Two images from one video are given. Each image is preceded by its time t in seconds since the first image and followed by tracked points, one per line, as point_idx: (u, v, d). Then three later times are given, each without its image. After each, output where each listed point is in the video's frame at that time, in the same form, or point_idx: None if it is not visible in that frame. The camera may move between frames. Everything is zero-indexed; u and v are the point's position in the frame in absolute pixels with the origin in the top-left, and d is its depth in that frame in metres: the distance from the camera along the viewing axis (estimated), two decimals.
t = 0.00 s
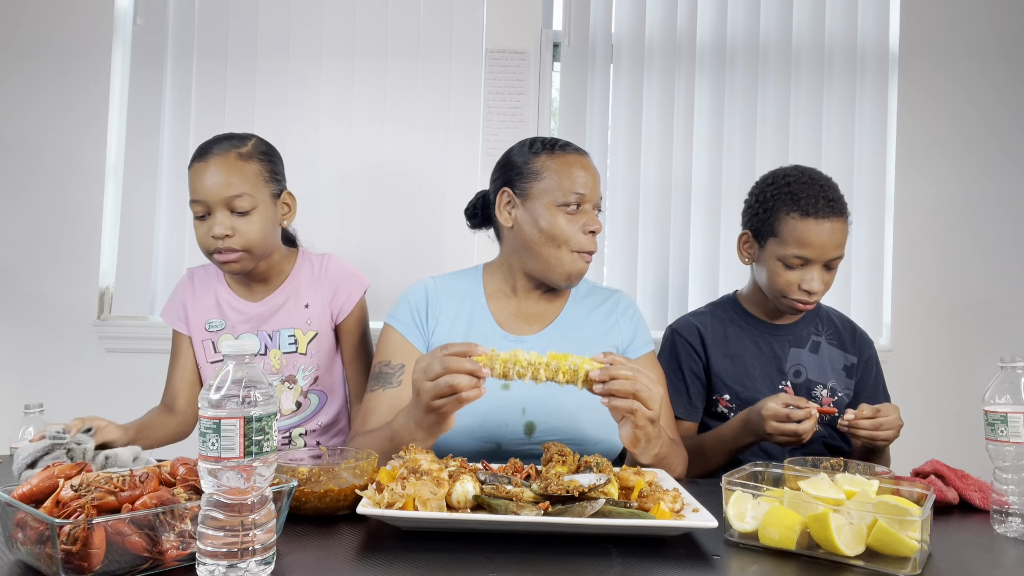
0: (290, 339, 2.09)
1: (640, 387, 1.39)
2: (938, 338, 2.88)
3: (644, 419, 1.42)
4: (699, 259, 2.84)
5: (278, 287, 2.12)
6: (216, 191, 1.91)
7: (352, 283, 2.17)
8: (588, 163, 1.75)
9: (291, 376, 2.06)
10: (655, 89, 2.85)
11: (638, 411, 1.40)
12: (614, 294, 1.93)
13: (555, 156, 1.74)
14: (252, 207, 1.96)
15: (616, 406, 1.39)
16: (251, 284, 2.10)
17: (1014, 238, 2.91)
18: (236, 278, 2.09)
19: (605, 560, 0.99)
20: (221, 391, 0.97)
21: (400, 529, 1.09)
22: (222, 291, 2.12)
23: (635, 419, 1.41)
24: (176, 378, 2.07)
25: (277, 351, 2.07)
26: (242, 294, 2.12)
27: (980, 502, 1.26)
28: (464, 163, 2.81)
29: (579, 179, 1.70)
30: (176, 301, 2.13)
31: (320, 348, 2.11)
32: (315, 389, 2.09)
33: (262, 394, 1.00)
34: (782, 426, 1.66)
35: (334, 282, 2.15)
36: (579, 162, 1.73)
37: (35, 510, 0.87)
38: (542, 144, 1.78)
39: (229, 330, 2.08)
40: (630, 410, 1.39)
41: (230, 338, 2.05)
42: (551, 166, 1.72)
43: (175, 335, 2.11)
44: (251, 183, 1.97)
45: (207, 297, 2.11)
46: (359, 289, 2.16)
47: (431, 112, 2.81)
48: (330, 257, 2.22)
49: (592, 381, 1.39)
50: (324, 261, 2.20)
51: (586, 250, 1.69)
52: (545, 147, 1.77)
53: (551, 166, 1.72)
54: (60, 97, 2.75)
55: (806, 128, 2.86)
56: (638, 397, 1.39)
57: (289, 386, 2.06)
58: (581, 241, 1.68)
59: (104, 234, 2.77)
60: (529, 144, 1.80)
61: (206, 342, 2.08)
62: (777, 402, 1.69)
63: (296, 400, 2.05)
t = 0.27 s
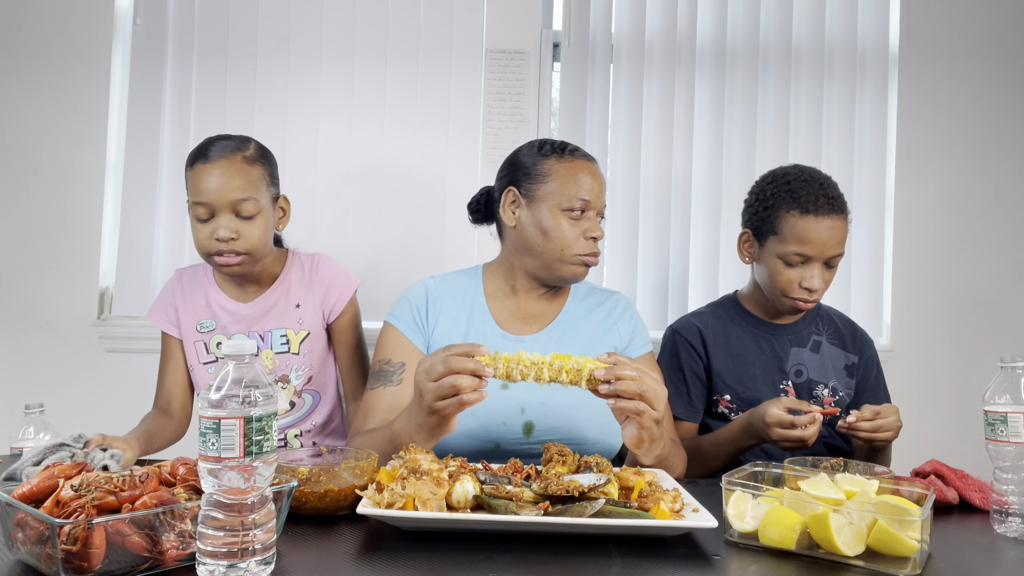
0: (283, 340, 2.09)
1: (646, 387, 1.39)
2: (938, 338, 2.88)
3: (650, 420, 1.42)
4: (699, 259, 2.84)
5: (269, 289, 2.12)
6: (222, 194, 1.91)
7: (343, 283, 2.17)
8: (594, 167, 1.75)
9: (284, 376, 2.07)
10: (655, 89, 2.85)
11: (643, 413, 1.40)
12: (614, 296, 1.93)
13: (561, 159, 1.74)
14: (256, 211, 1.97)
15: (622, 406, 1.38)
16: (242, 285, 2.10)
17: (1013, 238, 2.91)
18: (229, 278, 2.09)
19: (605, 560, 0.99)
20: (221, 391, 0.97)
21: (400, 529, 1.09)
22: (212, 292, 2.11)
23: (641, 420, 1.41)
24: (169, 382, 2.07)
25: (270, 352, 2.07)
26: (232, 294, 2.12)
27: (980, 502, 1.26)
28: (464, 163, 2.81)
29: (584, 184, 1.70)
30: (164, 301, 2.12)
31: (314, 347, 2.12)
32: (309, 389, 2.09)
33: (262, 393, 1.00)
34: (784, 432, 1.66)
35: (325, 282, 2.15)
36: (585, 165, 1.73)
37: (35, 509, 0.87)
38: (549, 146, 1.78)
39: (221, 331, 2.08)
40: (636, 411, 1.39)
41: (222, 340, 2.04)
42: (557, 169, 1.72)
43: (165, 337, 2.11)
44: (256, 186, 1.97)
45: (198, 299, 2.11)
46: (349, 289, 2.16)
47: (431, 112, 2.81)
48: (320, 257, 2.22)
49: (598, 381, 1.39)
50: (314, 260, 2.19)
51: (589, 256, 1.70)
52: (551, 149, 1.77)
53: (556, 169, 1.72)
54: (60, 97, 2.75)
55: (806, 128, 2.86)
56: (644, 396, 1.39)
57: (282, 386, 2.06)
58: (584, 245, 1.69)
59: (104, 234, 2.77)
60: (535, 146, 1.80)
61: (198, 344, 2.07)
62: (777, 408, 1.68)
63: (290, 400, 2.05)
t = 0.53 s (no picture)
0: (277, 338, 2.09)
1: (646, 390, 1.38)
2: (937, 338, 2.89)
3: (653, 423, 1.41)
4: (699, 259, 2.84)
5: (262, 288, 2.11)
6: (240, 195, 1.92)
7: (337, 280, 2.17)
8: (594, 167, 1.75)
9: (279, 373, 2.08)
10: (655, 89, 2.85)
11: (645, 417, 1.40)
12: (611, 295, 1.93)
13: (561, 159, 1.74)
14: (270, 213, 1.99)
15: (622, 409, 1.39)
16: (237, 283, 2.10)
17: (1013, 238, 2.91)
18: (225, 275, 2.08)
19: (605, 560, 0.99)
20: (221, 391, 0.97)
21: (400, 529, 1.09)
22: (205, 290, 2.10)
23: (643, 422, 1.40)
24: (166, 383, 2.07)
25: (264, 350, 2.08)
26: (226, 292, 2.11)
27: (980, 502, 1.26)
28: (464, 163, 2.81)
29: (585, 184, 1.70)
30: (158, 298, 2.11)
31: (309, 344, 2.12)
32: (304, 386, 2.10)
33: (262, 393, 1.00)
34: (783, 439, 1.65)
35: (319, 281, 2.16)
36: (586, 165, 1.73)
37: (35, 509, 0.87)
38: (550, 146, 1.78)
39: (214, 329, 2.06)
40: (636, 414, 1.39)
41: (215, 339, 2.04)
42: (558, 169, 1.72)
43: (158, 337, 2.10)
44: (272, 189, 1.99)
45: (190, 297, 2.09)
46: (343, 288, 2.16)
47: (431, 112, 2.81)
48: (313, 255, 2.23)
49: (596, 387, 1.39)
50: (308, 259, 2.20)
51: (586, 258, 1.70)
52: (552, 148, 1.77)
53: (557, 169, 1.72)
54: (60, 97, 2.75)
55: (806, 128, 2.86)
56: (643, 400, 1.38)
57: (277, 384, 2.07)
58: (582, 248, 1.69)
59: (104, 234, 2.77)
60: (536, 146, 1.80)
61: (191, 343, 2.06)
62: (777, 414, 1.68)
63: (286, 397, 2.06)
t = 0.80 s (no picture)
0: (280, 337, 2.09)
1: (642, 391, 1.38)
2: (937, 338, 2.88)
3: (651, 422, 1.41)
4: (699, 259, 2.84)
5: (266, 289, 2.12)
6: (255, 197, 1.93)
7: (340, 281, 2.18)
8: (594, 167, 1.75)
9: (281, 373, 2.07)
10: (655, 89, 2.85)
11: (642, 416, 1.39)
12: (611, 295, 1.93)
13: (562, 159, 1.73)
14: (282, 216, 2.00)
15: (620, 408, 1.39)
16: (241, 282, 2.10)
17: (1013, 238, 2.91)
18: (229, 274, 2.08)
19: (605, 560, 0.99)
20: (221, 391, 0.97)
21: (400, 529, 1.09)
22: (210, 289, 2.10)
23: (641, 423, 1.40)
24: (166, 381, 2.07)
25: (267, 349, 2.07)
26: (230, 292, 2.11)
27: (980, 502, 1.26)
28: (464, 163, 2.81)
29: (585, 183, 1.70)
30: (162, 297, 2.11)
31: (311, 344, 2.12)
32: (306, 386, 2.09)
33: (262, 393, 1.00)
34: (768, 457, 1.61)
35: (323, 281, 2.17)
36: (587, 164, 1.74)
37: (35, 509, 0.87)
38: (549, 145, 1.78)
39: (218, 328, 2.07)
40: (633, 415, 1.39)
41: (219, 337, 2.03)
42: (559, 169, 1.72)
43: (161, 335, 2.10)
44: (286, 193, 2.01)
45: (194, 296, 2.10)
46: (348, 289, 2.17)
47: (431, 112, 2.81)
48: (317, 257, 2.24)
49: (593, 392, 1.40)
50: (312, 261, 2.22)
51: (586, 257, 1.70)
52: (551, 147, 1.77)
53: (558, 169, 1.72)
54: (60, 96, 2.75)
55: (807, 128, 2.86)
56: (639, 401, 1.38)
57: (279, 383, 2.06)
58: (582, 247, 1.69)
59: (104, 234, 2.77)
60: (534, 147, 1.79)
61: (194, 341, 2.07)
62: (765, 432, 1.65)
63: (288, 396, 2.05)
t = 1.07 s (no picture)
0: (287, 336, 2.10)
1: (639, 392, 1.37)
2: (937, 338, 2.88)
3: (648, 422, 1.41)
4: (699, 259, 2.83)
5: (276, 287, 2.13)
6: (271, 194, 1.99)
7: (346, 283, 2.19)
8: (593, 167, 1.75)
9: (287, 371, 2.07)
10: (655, 89, 2.85)
11: (639, 416, 1.39)
12: (610, 296, 1.93)
13: (562, 159, 1.74)
14: (295, 215, 2.05)
15: (617, 408, 1.38)
16: (249, 282, 2.12)
17: (1013, 238, 2.91)
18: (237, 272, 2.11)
19: (605, 560, 0.99)
20: (221, 391, 0.97)
21: (400, 529, 1.09)
22: (217, 288, 2.11)
23: (637, 424, 1.40)
24: (169, 379, 2.07)
25: (274, 347, 2.08)
26: (237, 291, 2.12)
27: (980, 502, 1.26)
28: (464, 163, 2.81)
29: (585, 183, 1.70)
30: (169, 295, 2.11)
31: (317, 344, 2.13)
32: (312, 385, 2.10)
33: (262, 393, 0.99)
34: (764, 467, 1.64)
35: (330, 282, 2.18)
36: (586, 164, 1.74)
37: (35, 509, 0.87)
38: (548, 144, 1.78)
39: (225, 327, 2.07)
40: (630, 415, 1.39)
41: (226, 335, 2.04)
42: (559, 168, 1.72)
43: (167, 332, 2.11)
44: (300, 193, 2.05)
45: (202, 294, 2.10)
46: (355, 291, 2.19)
47: (431, 112, 2.81)
48: (324, 258, 2.25)
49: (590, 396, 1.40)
50: (321, 262, 2.23)
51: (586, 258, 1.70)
52: (550, 147, 1.77)
53: (558, 169, 1.72)
54: (60, 96, 2.75)
55: (807, 128, 2.86)
56: (634, 402, 1.37)
57: (285, 381, 2.06)
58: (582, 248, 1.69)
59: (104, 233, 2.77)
60: (530, 147, 1.80)
61: (201, 340, 2.07)
62: (761, 453, 1.69)
63: (293, 395, 2.06)
